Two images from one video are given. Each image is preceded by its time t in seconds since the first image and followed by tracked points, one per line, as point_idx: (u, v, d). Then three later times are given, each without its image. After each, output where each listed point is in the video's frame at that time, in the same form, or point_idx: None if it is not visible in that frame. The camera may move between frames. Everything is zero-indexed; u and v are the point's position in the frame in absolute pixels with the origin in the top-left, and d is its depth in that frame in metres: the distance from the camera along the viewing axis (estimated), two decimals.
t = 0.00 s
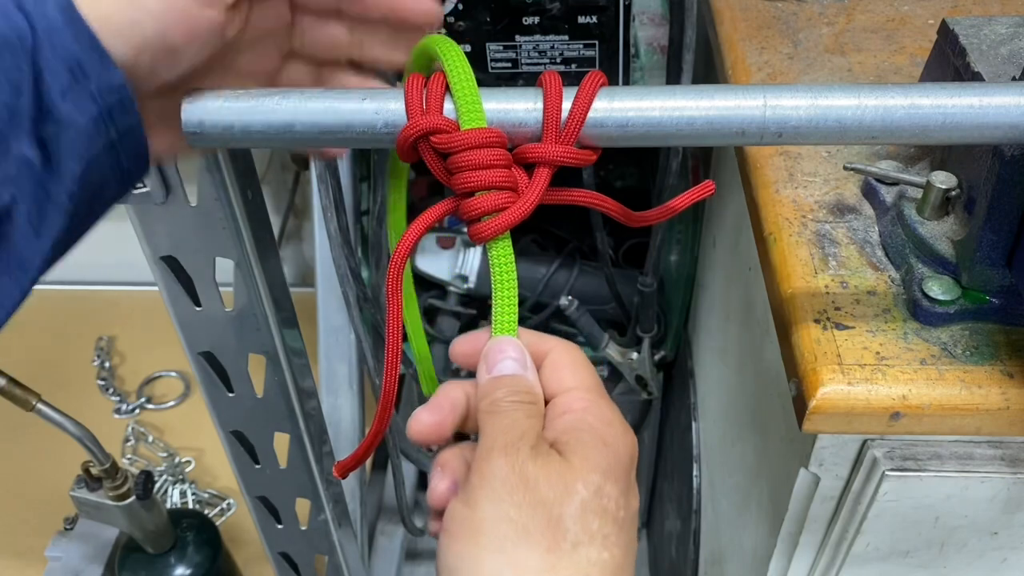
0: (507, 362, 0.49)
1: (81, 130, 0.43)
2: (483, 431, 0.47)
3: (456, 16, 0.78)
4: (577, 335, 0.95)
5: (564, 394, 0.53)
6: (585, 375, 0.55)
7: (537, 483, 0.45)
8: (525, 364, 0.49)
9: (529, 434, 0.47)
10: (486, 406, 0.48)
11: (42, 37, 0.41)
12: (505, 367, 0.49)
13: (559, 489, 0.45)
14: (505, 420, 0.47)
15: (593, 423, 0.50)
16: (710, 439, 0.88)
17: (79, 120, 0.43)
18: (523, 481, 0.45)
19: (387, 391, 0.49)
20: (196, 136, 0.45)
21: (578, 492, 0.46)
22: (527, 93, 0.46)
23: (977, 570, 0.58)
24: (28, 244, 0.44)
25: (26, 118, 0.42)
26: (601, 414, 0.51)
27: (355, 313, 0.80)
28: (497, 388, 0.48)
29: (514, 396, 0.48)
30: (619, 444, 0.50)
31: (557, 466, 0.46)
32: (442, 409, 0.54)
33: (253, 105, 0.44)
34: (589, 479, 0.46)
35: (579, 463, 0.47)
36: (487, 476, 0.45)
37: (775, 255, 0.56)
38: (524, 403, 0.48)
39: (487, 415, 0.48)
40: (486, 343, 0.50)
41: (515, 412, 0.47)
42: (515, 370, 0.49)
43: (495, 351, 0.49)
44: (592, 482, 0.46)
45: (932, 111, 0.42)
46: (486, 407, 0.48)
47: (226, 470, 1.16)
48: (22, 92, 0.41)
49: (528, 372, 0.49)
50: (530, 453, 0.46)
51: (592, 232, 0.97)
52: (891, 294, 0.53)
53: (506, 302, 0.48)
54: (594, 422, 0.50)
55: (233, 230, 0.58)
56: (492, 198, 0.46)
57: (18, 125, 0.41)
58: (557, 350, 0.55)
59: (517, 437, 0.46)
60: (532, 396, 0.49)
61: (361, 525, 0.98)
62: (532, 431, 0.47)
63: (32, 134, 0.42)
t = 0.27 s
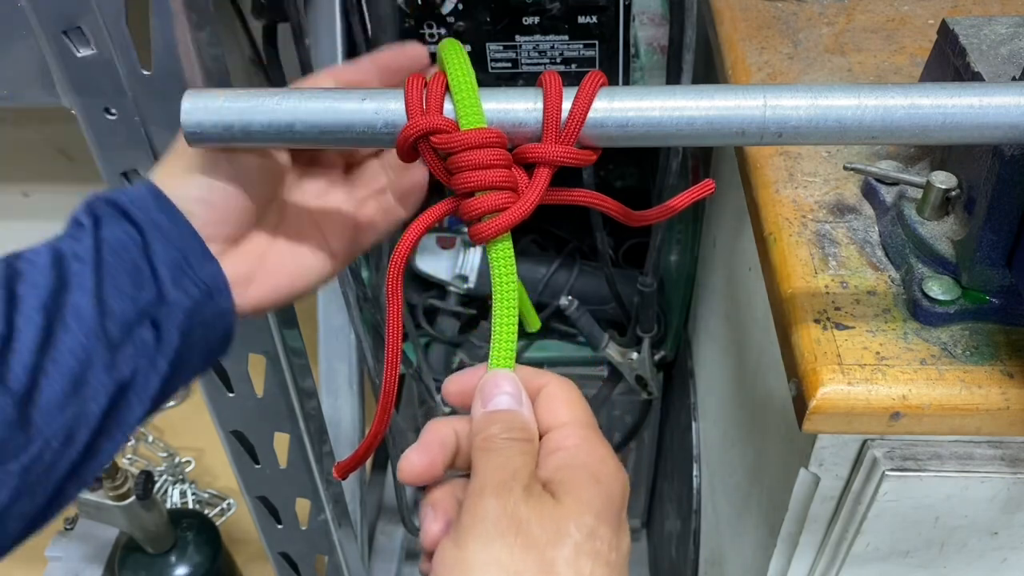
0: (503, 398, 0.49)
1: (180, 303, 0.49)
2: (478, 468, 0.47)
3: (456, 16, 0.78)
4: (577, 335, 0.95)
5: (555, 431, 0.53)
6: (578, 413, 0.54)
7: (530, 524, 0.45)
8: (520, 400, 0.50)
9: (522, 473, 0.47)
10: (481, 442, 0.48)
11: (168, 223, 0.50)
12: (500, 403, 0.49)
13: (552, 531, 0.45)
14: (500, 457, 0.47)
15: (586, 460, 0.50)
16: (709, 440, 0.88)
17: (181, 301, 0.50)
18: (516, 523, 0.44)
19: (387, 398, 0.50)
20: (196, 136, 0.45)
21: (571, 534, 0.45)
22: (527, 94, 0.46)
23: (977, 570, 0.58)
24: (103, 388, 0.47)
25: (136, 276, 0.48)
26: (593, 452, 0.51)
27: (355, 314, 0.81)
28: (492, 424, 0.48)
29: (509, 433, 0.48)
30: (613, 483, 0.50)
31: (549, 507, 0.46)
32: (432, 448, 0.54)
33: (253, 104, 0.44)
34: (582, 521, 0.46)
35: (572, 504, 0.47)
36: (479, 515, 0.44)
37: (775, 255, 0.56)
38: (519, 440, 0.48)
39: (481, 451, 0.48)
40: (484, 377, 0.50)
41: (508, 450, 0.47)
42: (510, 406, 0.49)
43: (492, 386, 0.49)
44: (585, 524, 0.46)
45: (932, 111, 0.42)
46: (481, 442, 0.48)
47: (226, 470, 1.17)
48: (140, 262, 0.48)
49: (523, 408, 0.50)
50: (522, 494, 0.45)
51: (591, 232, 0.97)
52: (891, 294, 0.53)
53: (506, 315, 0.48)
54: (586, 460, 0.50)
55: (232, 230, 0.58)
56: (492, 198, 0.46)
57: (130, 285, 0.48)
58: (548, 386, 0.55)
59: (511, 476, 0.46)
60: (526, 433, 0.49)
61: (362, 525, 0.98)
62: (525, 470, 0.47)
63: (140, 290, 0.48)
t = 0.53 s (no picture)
0: (505, 425, 0.48)
1: (291, 384, 0.53)
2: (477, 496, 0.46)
3: (456, 16, 0.78)
4: (577, 336, 0.95)
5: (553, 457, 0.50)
6: (576, 439, 0.52)
7: (526, 560, 0.43)
8: (522, 427, 0.48)
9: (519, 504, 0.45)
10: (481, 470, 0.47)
11: (306, 298, 0.52)
12: (503, 430, 0.48)
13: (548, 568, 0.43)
14: (500, 486, 0.46)
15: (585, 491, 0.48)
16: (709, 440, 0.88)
17: (289, 377, 0.53)
18: (512, 558, 0.43)
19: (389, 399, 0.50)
20: (197, 136, 0.45)
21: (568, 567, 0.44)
22: (527, 94, 0.46)
23: (977, 570, 0.58)
24: (196, 455, 0.49)
25: (257, 344, 0.51)
26: (592, 482, 0.49)
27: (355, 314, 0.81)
28: (492, 452, 0.47)
29: (509, 461, 0.47)
30: (611, 517, 0.48)
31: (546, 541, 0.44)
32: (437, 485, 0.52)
33: (253, 105, 0.44)
34: (581, 555, 0.44)
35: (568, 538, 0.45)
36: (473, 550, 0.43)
37: (775, 256, 0.56)
38: (520, 468, 0.47)
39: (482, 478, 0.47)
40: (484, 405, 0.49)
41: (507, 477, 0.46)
42: (511, 434, 0.48)
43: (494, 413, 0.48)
44: (582, 556, 0.44)
45: (932, 112, 0.42)
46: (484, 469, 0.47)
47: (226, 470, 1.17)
48: (269, 332, 0.51)
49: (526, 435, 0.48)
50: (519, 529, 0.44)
51: (591, 232, 0.97)
52: (891, 294, 0.53)
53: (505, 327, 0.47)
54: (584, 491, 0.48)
55: (232, 230, 0.58)
56: (491, 198, 0.45)
57: (251, 351, 0.51)
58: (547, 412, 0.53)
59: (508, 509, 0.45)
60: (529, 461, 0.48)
61: (362, 525, 0.98)
62: (522, 502, 0.45)
63: (258, 356, 0.51)
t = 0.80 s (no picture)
0: (482, 475, 0.49)
1: (303, 483, 0.59)
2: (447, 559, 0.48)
3: (456, 16, 0.78)
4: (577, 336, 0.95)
5: (526, 508, 0.51)
6: (552, 490, 0.52)
7: None
8: (500, 479, 0.49)
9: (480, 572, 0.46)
10: (455, 527, 0.49)
11: (321, 399, 0.59)
12: (480, 480, 0.49)
13: None
14: (467, 548, 0.48)
15: (553, 550, 0.49)
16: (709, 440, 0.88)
17: (298, 475, 0.59)
18: None
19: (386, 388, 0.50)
20: (196, 136, 0.45)
21: None
22: (527, 95, 0.46)
23: (977, 570, 0.58)
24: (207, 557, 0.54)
25: (274, 443, 0.57)
26: (561, 539, 0.50)
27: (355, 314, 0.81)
28: (465, 508, 0.49)
29: (481, 519, 0.49)
30: None
31: None
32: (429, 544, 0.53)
33: (253, 105, 0.44)
34: None
35: None
36: None
37: (775, 255, 0.56)
38: (491, 527, 0.49)
39: (454, 537, 0.49)
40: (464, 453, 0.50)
41: (474, 539, 0.48)
42: (488, 486, 0.49)
43: (472, 462, 0.49)
44: None
45: (932, 112, 0.42)
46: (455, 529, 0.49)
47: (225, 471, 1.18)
48: (287, 431, 0.57)
49: (503, 488, 0.49)
50: None
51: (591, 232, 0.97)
52: (891, 294, 0.53)
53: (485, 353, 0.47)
54: (553, 551, 0.49)
55: (232, 230, 0.59)
56: (488, 189, 0.45)
57: (268, 448, 0.56)
58: (528, 459, 0.53)
59: None
60: (501, 518, 0.49)
61: (362, 525, 0.98)
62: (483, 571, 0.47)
63: (276, 449, 0.57)
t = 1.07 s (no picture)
0: (469, 499, 0.47)
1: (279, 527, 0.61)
2: None
3: (456, 16, 0.78)
4: (577, 336, 0.95)
5: (510, 535, 0.49)
6: (537, 517, 0.51)
7: None
8: (486, 504, 0.48)
9: None
10: (438, 553, 0.48)
11: (293, 443, 0.60)
12: (465, 504, 0.47)
13: None
14: None
15: None
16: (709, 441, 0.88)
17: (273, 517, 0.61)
18: None
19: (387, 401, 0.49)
20: (196, 136, 0.45)
21: None
22: (528, 95, 0.46)
23: (977, 570, 0.58)
24: None
25: (245, 490, 0.58)
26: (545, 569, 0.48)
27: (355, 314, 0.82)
28: (450, 533, 0.48)
29: (465, 545, 0.47)
30: None
31: None
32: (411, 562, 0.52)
33: (253, 105, 0.44)
34: None
35: None
36: None
37: (775, 256, 0.56)
38: (475, 554, 0.47)
39: (438, 563, 0.48)
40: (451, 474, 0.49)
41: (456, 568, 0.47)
42: (474, 510, 0.47)
43: (459, 485, 0.47)
44: None
45: (933, 112, 0.42)
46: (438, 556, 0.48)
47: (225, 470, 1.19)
48: (258, 477, 0.59)
49: (488, 513, 0.48)
50: None
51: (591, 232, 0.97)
52: (891, 294, 0.53)
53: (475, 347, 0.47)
54: None
55: (232, 230, 0.59)
56: (487, 178, 0.45)
57: (240, 493, 0.58)
58: (512, 484, 0.52)
59: None
60: (486, 545, 0.48)
61: (361, 524, 0.98)
62: None
63: (247, 494, 0.59)
